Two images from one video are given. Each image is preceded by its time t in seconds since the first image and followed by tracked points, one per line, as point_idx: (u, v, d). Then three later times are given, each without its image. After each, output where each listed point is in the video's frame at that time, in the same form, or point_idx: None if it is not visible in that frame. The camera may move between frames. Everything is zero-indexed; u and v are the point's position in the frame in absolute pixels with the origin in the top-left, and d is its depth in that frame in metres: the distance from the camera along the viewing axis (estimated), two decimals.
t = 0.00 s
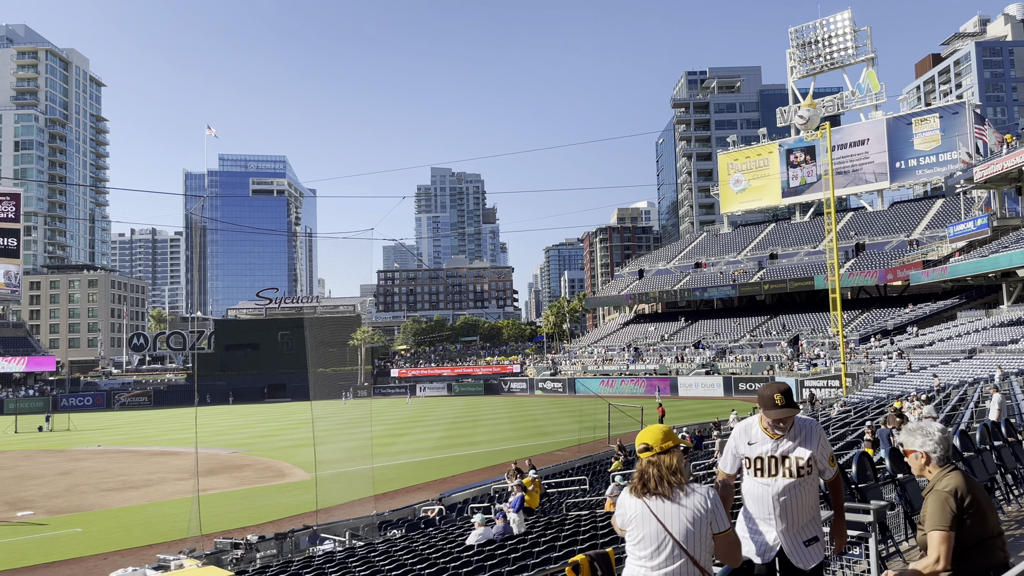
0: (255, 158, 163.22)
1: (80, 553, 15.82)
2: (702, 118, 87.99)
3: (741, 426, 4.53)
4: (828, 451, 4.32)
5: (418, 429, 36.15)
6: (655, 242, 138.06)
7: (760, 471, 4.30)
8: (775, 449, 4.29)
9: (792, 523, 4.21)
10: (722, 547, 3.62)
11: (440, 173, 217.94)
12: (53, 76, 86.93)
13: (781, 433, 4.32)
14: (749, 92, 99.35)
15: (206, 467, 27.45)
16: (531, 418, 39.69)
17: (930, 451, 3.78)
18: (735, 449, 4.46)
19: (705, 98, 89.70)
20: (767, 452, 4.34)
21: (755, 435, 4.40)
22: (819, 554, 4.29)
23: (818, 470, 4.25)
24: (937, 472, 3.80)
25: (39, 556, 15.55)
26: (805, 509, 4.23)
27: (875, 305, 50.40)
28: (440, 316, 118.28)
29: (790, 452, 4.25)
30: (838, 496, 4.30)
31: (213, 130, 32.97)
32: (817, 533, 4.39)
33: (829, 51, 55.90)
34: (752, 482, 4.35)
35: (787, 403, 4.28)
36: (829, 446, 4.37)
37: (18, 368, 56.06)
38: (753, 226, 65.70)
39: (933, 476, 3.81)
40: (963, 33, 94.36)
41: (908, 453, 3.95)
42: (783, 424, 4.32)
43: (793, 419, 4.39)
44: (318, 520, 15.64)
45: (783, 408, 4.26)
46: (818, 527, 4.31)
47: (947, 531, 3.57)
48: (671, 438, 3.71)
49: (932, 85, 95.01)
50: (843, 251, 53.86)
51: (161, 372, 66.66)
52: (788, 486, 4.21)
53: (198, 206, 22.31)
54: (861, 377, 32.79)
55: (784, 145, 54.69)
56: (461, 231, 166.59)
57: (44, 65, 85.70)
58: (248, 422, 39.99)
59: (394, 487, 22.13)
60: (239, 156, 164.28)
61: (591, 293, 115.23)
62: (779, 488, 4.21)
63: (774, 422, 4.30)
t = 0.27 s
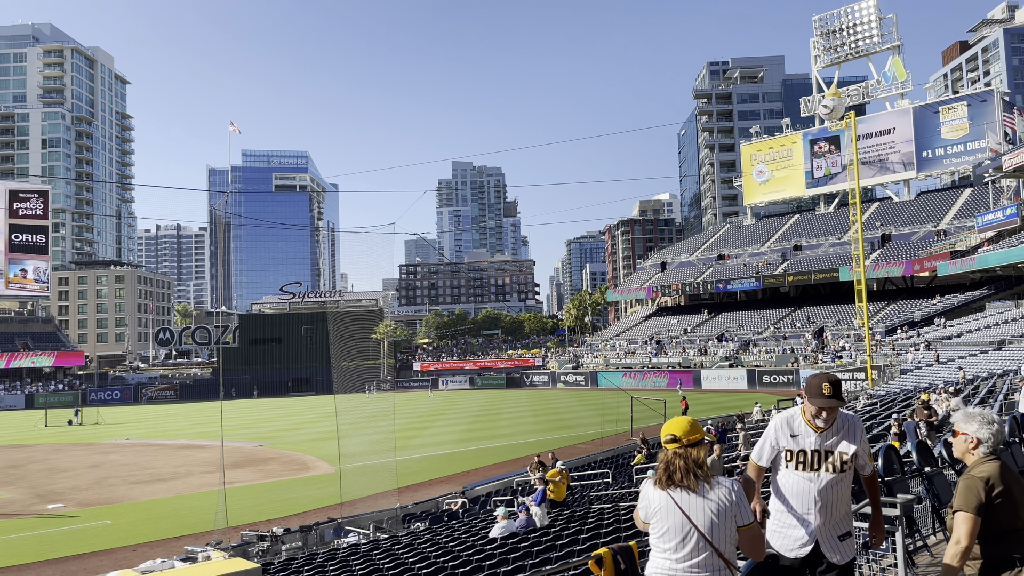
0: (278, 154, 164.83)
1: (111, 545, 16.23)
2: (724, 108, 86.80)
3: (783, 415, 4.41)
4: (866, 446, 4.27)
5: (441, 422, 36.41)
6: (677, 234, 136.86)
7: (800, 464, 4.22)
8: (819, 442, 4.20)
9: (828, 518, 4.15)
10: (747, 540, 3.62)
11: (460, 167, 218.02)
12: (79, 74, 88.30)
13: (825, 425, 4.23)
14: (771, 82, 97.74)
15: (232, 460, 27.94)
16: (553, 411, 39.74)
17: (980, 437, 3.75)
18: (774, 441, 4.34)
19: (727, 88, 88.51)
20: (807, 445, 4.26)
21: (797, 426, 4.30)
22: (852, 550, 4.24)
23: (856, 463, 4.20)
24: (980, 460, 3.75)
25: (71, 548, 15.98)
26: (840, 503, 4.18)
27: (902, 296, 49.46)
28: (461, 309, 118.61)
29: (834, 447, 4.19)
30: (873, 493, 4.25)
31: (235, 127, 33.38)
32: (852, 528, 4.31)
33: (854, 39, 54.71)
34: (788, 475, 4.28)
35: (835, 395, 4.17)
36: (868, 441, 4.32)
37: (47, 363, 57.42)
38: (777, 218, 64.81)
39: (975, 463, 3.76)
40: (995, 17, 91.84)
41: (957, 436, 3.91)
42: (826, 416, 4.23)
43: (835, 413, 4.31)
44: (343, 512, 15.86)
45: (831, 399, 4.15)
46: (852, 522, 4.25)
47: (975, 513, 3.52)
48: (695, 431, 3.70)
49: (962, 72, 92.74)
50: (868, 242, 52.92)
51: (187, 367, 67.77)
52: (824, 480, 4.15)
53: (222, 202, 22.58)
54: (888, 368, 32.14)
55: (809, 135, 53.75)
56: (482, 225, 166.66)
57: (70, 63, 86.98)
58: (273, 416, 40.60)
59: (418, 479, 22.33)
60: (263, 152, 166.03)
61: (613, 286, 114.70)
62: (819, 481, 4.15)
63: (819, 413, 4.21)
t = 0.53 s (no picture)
0: (302, 149, 166.44)
1: (142, 536, 16.66)
2: (749, 99, 85.45)
3: (821, 405, 4.33)
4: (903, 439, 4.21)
5: (465, 416, 36.63)
6: (702, 226, 135.37)
7: (840, 455, 4.17)
8: (859, 434, 4.14)
9: (865, 511, 4.11)
10: (773, 533, 3.60)
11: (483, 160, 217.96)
12: (106, 72, 89.80)
13: (864, 417, 4.17)
14: (797, 72, 95.96)
15: (259, 453, 28.44)
16: (577, 404, 39.70)
17: (1018, 430, 3.69)
18: (812, 431, 4.27)
19: (751, 79, 87.09)
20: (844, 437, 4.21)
21: (835, 418, 4.24)
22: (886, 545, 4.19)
23: (894, 456, 4.14)
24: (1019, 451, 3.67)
25: (103, 539, 16.43)
26: (876, 497, 4.14)
27: (932, 288, 48.40)
28: (484, 303, 118.81)
29: (875, 440, 4.14)
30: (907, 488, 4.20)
31: (259, 124, 33.78)
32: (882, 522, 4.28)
33: (882, 26, 53.41)
34: (824, 466, 4.23)
35: (874, 385, 4.11)
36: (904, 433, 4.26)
37: (80, 357, 59.08)
38: (803, 209, 63.75)
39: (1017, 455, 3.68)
40: None
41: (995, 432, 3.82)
42: (865, 406, 4.16)
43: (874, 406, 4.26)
44: (369, 504, 16.06)
45: (871, 390, 4.09)
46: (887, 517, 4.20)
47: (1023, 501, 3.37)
48: (720, 423, 3.71)
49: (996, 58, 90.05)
50: (897, 233, 51.84)
51: (215, 361, 68.92)
52: (860, 471, 4.12)
53: (247, 198, 22.85)
54: (917, 361, 31.47)
55: (836, 124, 52.69)
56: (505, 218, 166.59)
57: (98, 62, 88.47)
58: (300, 409, 41.19)
59: (443, 472, 22.53)
60: (287, 148, 167.73)
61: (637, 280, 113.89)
62: (858, 472, 4.12)
63: (859, 404, 4.15)
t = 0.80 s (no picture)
0: (328, 145, 167.98)
1: (174, 528, 17.07)
2: (776, 89, 83.92)
3: (853, 397, 4.30)
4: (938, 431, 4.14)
5: (491, 409, 36.81)
6: (728, 218, 133.65)
7: (875, 446, 4.12)
8: (893, 425, 4.10)
9: (900, 504, 4.05)
10: (801, 526, 3.58)
11: (506, 154, 217.66)
12: (135, 70, 91.45)
13: (896, 407, 4.13)
14: (824, 61, 94.05)
15: (287, 446, 28.91)
16: (602, 398, 39.63)
17: None
18: (846, 422, 4.23)
19: (778, 69, 85.57)
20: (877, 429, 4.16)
21: (869, 408, 4.20)
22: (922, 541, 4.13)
23: (928, 448, 4.09)
24: None
25: (136, 531, 16.86)
26: (910, 490, 4.08)
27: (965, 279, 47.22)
28: (509, 297, 118.88)
29: (909, 431, 4.09)
30: (941, 482, 4.14)
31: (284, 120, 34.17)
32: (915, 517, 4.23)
33: (911, 14, 52.14)
34: (857, 457, 4.19)
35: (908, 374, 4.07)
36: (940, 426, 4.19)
37: (112, 352, 60.65)
38: (831, 199, 62.61)
39: None
40: None
41: None
42: (898, 397, 4.12)
43: (909, 397, 4.20)
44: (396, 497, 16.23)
45: (904, 380, 4.05)
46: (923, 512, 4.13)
47: None
48: (745, 417, 3.71)
49: None
50: (927, 224, 50.66)
51: (243, 355, 70.13)
52: (894, 462, 4.08)
53: (273, 193, 23.11)
54: (948, 353, 30.72)
55: (865, 113, 51.52)
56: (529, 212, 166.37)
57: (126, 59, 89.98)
58: (327, 403, 41.75)
59: (469, 466, 22.67)
60: (313, 144, 169.46)
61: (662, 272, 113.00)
62: (894, 463, 4.06)
63: (893, 394, 4.10)
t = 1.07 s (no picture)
0: (354, 141, 169.31)
1: (205, 520, 17.48)
2: (805, 79, 82.24)
3: (886, 388, 4.23)
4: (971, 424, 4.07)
5: (518, 403, 36.93)
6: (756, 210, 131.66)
7: (907, 438, 4.05)
8: (926, 417, 4.03)
9: (933, 498, 3.99)
10: (832, 522, 3.54)
11: (531, 147, 217.01)
12: (165, 68, 93.12)
13: (929, 398, 4.06)
14: (854, 50, 91.91)
15: (316, 440, 29.38)
16: (629, 391, 39.47)
17: None
18: (876, 414, 4.17)
19: (806, 58, 83.88)
20: (909, 421, 4.09)
21: (900, 400, 4.14)
22: (954, 537, 4.06)
23: (962, 441, 4.01)
24: None
25: (168, 523, 17.28)
26: (943, 484, 4.01)
27: (1000, 270, 45.89)
28: (535, 290, 118.74)
29: (943, 423, 4.02)
30: (975, 479, 4.07)
31: (311, 116, 34.51)
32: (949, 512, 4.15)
33: None
34: (888, 450, 4.13)
35: (942, 366, 3.99)
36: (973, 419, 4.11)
37: (145, 346, 62.32)
38: (862, 190, 61.31)
39: None
40: None
41: None
42: (932, 388, 4.04)
43: (942, 390, 4.12)
44: (424, 489, 16.41)
45: (936, 371, 3.99)
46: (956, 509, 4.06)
47: None
48: (774, 410, 3.71)
49: None
50: (961, 214, 49.32)
51: (273, 349, 71.31)
52: (926, 456, 4.01)
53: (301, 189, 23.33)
54: (983, 346, 29.91)
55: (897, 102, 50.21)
56: (554, 206, 165.93)
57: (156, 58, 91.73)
58: (354, 397, 42.28)
59: (495, 459, 22.77)
60: (340, 140, 171.14)
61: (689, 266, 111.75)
62: (928, 456, 3.99)
63: (926, 384, 4.03)
